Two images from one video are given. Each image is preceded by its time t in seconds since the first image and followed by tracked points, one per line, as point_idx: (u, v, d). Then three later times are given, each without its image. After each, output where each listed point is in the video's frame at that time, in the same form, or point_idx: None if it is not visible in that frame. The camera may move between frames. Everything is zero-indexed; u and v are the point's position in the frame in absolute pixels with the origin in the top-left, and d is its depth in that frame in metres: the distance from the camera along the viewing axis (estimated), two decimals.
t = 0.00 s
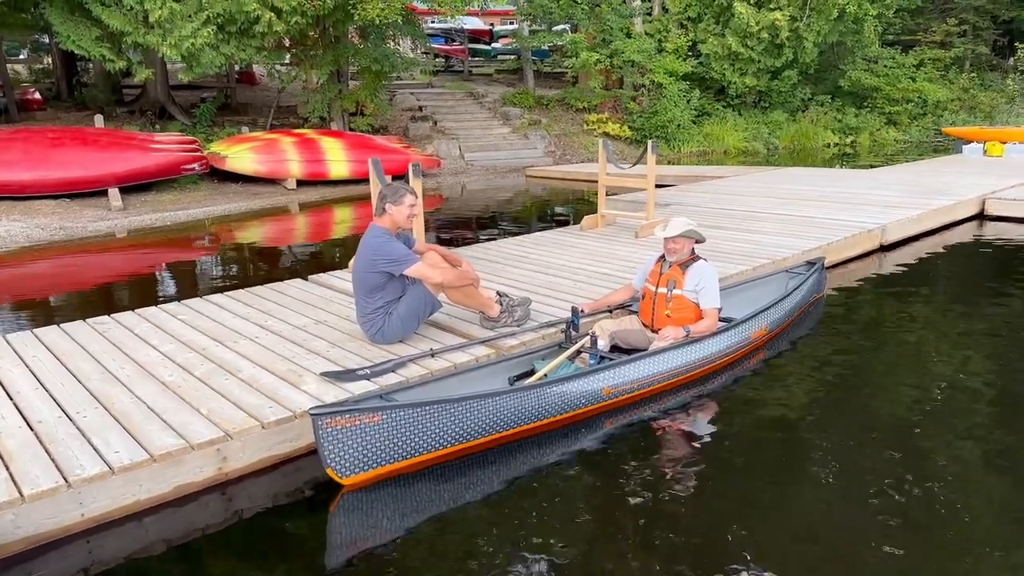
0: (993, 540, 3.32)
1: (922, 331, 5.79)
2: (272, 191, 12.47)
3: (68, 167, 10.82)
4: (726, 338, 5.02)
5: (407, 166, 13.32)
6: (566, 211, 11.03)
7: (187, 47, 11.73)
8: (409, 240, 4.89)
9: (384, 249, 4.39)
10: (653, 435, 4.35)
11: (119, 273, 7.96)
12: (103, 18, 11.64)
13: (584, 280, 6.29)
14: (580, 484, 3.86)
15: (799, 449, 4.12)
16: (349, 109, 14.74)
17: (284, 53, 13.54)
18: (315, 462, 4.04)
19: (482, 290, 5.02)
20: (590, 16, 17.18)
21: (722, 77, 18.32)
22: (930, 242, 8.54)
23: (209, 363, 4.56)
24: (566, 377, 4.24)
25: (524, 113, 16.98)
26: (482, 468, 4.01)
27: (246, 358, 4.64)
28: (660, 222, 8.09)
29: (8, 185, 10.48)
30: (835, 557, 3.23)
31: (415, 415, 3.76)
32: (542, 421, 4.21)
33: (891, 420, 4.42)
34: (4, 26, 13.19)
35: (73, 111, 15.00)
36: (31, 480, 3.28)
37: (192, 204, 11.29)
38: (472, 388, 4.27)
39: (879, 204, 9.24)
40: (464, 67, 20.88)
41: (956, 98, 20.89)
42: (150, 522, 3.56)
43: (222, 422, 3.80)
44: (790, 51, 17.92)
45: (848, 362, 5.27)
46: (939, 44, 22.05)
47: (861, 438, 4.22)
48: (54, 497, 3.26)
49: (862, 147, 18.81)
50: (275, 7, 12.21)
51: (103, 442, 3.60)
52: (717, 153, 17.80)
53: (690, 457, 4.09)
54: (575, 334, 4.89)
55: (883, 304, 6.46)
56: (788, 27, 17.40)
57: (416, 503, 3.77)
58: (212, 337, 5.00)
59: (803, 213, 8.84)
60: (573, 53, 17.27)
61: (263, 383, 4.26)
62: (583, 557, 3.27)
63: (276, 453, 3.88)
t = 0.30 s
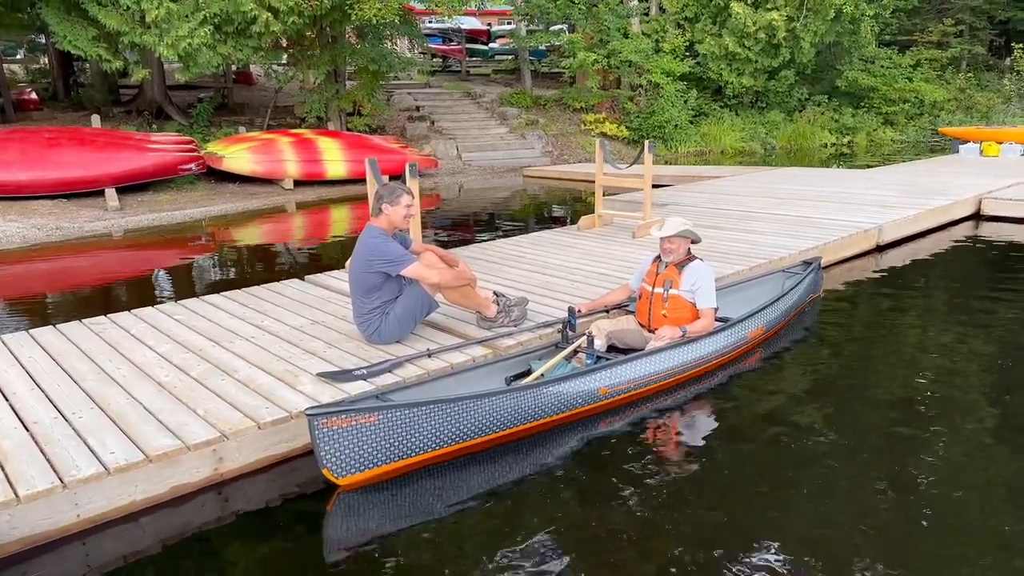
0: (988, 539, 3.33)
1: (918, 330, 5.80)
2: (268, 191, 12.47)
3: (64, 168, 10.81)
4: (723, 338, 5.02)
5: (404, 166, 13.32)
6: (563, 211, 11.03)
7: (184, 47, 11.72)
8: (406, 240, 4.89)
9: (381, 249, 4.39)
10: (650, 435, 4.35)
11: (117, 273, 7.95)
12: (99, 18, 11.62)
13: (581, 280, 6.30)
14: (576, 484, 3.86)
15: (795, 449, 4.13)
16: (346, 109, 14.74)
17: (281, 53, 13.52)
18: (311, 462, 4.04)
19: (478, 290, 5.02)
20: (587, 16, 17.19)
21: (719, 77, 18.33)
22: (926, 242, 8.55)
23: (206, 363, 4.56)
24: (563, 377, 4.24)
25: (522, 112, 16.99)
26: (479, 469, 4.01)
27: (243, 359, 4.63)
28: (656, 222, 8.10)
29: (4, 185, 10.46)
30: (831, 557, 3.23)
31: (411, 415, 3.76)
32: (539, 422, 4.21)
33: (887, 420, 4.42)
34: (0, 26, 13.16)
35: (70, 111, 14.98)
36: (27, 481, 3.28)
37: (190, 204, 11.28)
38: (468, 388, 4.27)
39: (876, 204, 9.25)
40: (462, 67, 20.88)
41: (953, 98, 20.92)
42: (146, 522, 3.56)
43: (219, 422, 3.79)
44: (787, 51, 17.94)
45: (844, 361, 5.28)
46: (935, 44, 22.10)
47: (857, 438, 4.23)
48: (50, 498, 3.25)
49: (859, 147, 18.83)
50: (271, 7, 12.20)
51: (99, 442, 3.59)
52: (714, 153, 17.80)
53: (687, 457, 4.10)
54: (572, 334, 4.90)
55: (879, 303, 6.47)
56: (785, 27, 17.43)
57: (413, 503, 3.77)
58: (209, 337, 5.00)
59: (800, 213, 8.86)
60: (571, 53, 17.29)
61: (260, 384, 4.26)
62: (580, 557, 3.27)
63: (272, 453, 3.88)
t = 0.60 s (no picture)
0: (984, 537, 3.33)
1: (914, 330, 5.80)
2: (264, 191, 12.45)
3: (59, 167, 10.77)
4: (719, 337, 5.02)
5: (400, 166, 13.30)
6: (559, 210, 11.03)
7: (179, 47, 11.69)
8: (401, 240, 4.88)
9: (377, 249, 4.38)
10: (646, 434, 4.35)
11: (112, 273, 7.93)
12: (94, 18, 11.59)
13: (578, 279, 6.30)
14: (572, 483, 3.86)
15: (792, 449, 4.12)
16: (342, 108, 14.72)
17: (277, 52, 13.50)
18: (306, 462, 4.03)
19: (474, 290, 5.02)
20: (583, 16, 17.19)
21: (715, 77, 18.35)
22: (921, 242, 8.57)
23: (201, 363, 4.54)
24: (559, 376, 4.24)
25: (518, 112, 16.98)
26: (475, 468, 4.01)
27: (238, 359, 4.62)
28: (653, 222, 8.10)
29: None
30: (829, 556, 3.23)
31: (407, 415, 3.76)
32: (535, 421, 4.21)
33: (883, 419, 4.43)
34: None
35: (65, 111, 14.94)
36: (21, 481, 3.27)
37: (185, 204, 11.25)
38: (464, 387, 4.27)
39: (871, 204, 9.26)
40: (458, 67, 20.87)
41: (948, 98, 20.96)
42: (141, 522, 3.55)
43: (214, 422, 3.78)
44: (782, 51, 17.96)
45: (840, 360, 5.28)
46: (930, 44, 22.15)
47: (854, 437, 4.23)
48: (44, 498, 3.24)
49: (854, 147, 18.86)
50: (267, 6, 12.17)
51: (93, 442, 3.58)
52: (711, 152, 17.78)
53: (683, 456, 4.09)
54: (568, 334, 4.89)
55: (875, 303, 6.47)
56: (781, 27, 17.45)
57: (409, 503, 3.77)
58: (204, 337, 4.99)
59: (796, 212, 8.86)
60: (567, 53, 17.30)
61: (255, 383, 4.25)
62: (575, 556, 3.27)
63: (268, 453, 3.87)
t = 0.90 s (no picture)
0: (977, 536, 3.34)
1: (910, 329, 5.82)
2: (261, 191, 12.44)
3: (55, 168, 10.75)
4: (715, 338, 5.03)
5: (397, 166, 13.30)
6: (556, 211, 11.04)
7: (176, 47, 11.68)
8: (398, 240, 4.88)
9: (374, 249, 4.38)
10: (643, 434, 4.36)
11: (108, 274, 7.92)
12: (90, 18, 11.56)
13: (574, 279, 6.31)
14: (569, 483, 3.87)
15: (789, 448, 4.13)
16: (339, 108, 14.72)
17: (274, 52, 13.49)
18: (303, 463, 4.04)
19: (471, 290, 5.02)
20: (580, 16, 17.21)
21: (712, 77, 18.37)
22: (917, 242, 8.59)
23: (197, 364, 4.54)
24: (555, 376, 4.24)
25: (515, 112, 16.99)
26: (472, 468, 4.01)
27: (234, 360, 4.62)
28: (649, 222, 8.11)
29: None
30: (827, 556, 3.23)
31: (403, 415, 3.76)
32: (531, 421, 4.21)
33: (879, 418, 4.44)
34: None
35: (61, 111, 14.91)
36: (17, 482, 3.26)
37: (181, 204, 11.24)
38: (460, 388, 4.27)
39: (867, 204, 9.29)
40: (455, 67, 20.88)
41: (944, 98, 21.01)
42: (136, 524, 3.55)
43: (210, 423, 3.78)
44: (779, 51, 17.99)
45: (836, 360, 5.30)
46: (926, 45, 22.21)
47: (851, 437, 4.24)
48: (40, 500, 3.24)
49: (850, 147, 18.91)
50: (264, 6, 12.16)
51: (90, 443, 3.58)
52: (707, 153, 17.80)
53: (679, 456, 4.10)
54: (565, 334, 4.90)
55: (871, 303, 6.49)
56: (777, 27, 17.47)
57: (405, 504, 3.77)
58: (201, 337, 4.99)
59: (793, 212, 8.88)
60: (564, 53, 17.32)
61: (252, 384, 4.24)
62: (572, 555, 3.27)
63: (264, 454, 3.87)
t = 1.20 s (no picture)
0: (975, 535, 3.35)
1: (907, 329, 5.83)
2: (257, 191, 12.43)
3: (51, 168, 10.73)
4: (713, 338, 5.03)
5: (394, 166, 13.30)
6: (554, 211, 11.04)
7: (172, 47, 11.65)
8: (396, 240, 4.88)
9: (371, 250, 4.38)
10: (641, 434, 4.35)
11: (105, 274, 7.91)
12: (86, 18, 11.53)
13: (571, 279, 6.31)
14: (567, 482, 3.87)
15: (786, 448, 4.12)
16: (336, 108, 14.70)
17: (270, 52, 13.47)
18: (301, 463, 4.03)
19: (469, 290, 5.01)
20: (577, 16, 17.22)
21: (709, 77, 18.38)
22: (914, 241, 8.61)
23: (195, 365, 4.53)
24: (553, 376, 4.24)
25: (512, 113, 16.99)
26: (470, 468, 4.01)
27: (232, 360, 4.61)
28: (646, 222, 8.12)
29: None
30: (827, 556, 3.22)
31: (402, 416, 3.76)
32: (529, 421, 4.21)
33: (876, 417, 4.45)
34: None
35: (57, 111, 14.88)
36: (14, 483, 3.25)
37: (177, 205, 11.22)
38: (458, 388, 4.27)
39: (863, 204, 9.30)
40: (452, 67, 20.88)
41: (940, 98, 21.06)
42: (134, 525, 3.54)
43: (208, 424, 3.77)
44: (775, 52, 18.01)
45: (833, 360, 5.31)
46: (922, 45, 22.26)
47: (849, 437, 4.24)
48: (37, 501, 3.23)
49: (847, 147, 18.94)
50: (261, 7, 12.15)
51: (87, 445, 3.57)
52: (704, 153, 17.81)
53: (677, 455, 4.10)
54: (563, 334, 4.90)
55: (868, 303, 6.50)
56: (774, 27, 17.50)
57: (403, 503, 3.76)
58: (198, 338, 4.98)
59: (790, 212, 8.89)
60: (561, 53, 17.33)
61: (249, 385, 4.24)
62: (571, 554, 3.27)
63: (262, 455, 3.86)
